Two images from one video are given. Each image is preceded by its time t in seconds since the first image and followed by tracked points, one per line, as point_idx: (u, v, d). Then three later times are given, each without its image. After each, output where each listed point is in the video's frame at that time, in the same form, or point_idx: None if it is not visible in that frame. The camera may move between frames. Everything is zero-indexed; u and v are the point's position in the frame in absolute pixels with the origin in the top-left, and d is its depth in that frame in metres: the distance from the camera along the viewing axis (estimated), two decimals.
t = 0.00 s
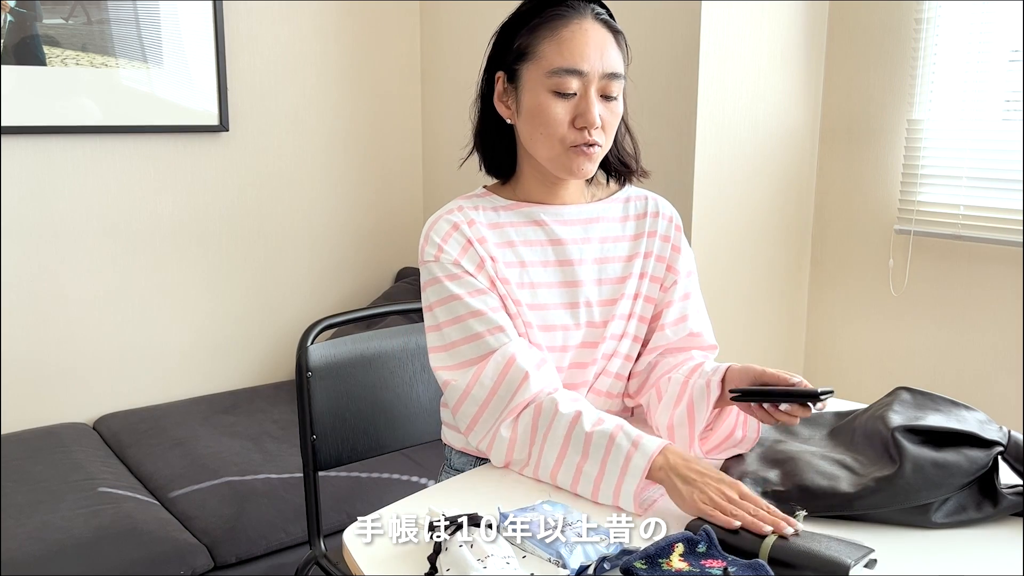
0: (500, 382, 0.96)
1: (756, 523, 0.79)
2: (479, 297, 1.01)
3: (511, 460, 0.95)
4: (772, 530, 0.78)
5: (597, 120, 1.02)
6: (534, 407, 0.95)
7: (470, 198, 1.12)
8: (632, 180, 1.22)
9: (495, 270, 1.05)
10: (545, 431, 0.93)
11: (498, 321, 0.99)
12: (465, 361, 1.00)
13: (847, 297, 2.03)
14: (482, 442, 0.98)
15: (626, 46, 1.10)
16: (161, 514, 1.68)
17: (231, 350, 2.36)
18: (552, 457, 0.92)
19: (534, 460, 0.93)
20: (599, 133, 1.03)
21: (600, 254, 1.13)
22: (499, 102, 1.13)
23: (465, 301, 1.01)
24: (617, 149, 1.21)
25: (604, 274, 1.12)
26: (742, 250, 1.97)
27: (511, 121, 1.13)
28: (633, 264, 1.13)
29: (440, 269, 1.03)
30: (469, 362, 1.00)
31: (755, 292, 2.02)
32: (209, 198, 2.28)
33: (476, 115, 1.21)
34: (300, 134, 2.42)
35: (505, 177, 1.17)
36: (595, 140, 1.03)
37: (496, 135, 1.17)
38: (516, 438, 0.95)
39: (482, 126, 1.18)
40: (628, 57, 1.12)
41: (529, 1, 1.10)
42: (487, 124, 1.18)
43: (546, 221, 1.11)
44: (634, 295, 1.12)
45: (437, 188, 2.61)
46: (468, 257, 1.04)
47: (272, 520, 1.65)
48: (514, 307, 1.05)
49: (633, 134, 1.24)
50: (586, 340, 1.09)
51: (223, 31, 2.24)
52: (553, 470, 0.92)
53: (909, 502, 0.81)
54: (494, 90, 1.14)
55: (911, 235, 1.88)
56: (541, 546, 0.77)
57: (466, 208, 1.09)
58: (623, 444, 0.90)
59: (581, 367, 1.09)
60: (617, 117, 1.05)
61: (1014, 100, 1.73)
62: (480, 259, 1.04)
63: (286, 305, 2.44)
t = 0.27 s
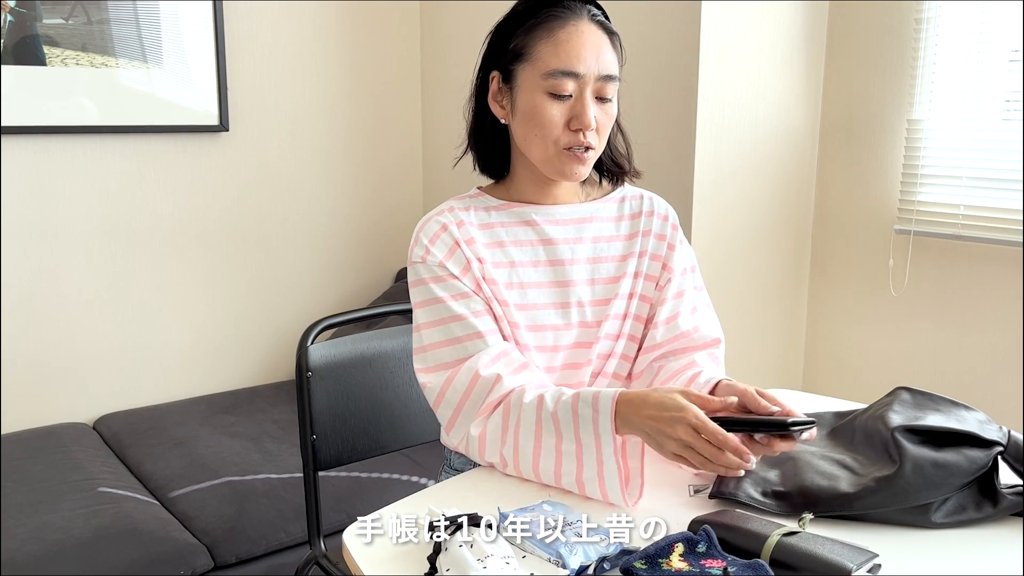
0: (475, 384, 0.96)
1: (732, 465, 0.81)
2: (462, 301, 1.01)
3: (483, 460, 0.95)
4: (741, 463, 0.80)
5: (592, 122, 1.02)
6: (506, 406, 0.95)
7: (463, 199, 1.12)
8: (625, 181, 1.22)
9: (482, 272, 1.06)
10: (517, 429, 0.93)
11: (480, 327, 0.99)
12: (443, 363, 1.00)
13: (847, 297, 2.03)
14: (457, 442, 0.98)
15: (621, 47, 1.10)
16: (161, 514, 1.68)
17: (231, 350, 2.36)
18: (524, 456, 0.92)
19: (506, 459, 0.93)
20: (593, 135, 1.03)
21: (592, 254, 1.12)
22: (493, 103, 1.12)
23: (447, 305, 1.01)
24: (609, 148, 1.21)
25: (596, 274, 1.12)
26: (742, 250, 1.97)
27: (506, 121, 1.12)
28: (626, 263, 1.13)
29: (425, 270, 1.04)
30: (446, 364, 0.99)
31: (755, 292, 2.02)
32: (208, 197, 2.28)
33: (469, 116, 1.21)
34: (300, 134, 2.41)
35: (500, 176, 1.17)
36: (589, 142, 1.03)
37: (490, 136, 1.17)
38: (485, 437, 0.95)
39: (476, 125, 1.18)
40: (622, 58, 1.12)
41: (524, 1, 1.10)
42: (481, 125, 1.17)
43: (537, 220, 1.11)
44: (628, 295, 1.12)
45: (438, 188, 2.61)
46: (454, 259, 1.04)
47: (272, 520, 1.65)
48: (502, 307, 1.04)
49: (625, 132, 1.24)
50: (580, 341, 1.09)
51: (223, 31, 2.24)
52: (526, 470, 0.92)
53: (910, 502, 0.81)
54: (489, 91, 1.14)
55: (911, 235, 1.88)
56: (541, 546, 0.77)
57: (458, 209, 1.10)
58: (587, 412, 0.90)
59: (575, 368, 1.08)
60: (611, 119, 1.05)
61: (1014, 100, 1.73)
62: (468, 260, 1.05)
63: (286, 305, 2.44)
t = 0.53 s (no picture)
0: (485, 382, 0.93)
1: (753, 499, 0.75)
2: (467, 297, 1.00)
3: (502, 465, 0.92)
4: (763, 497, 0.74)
5: (584, 124, 1.02)
6: (522, 405, 0.90)
7: (458, 202, 1.12)
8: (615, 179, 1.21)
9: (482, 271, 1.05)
10: (536, 431, 0.89)
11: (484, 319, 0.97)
12: (452, 361, 0.98)
13: (847, 297, 2.03)
14: (473, 446, 0.95)
15: (611, 47, 1.11)
16: (162, 514, 1.68)
17: (231, 350, 2.36)
18: (543, 460, 0.88)
19: (525, 467, 0.90)
20: (586, 137, 1.03)
21: (589, 253, 1.13)
22: (484, 104, 1.12)
23: (451, 302, 1.00)
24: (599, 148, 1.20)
25: (594, 273, 1.12)
26: (742, 250, 1.97)
27: (498, 123, 1.12)
28: (623, 261, 1.13)
29: (428, 272, 1.03)
30: (456, 363, 0.97)
31: (755, 292, 2.02)
32: (208, 197, 2.28)
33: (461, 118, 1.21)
34: (300, 134, 2.42)
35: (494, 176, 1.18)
36: (582, 143, 1.03)
37: (481, 138, 1.17)
38: (505, 436, 0.91)
39: (466, 127, 1.18)
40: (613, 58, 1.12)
41: (515, 2, 1.10)
42: (471, 128, 1.17)
43: (533, 221, 1.11)
44: (626, 293, 1.12)
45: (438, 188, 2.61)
46: (455, 260, 1.04)
47: (272, 520, 1.65)
48: (502, 308, 1.04)
49: (614, 131, 1.23)
50: (579, 340, 1.09)
51: (223, 31, 2.24)
52: (541, 482, 0.88)
53: (909, 503, 0.82)
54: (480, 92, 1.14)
55: (911, 235, 1.88)
56: (541, 546, 0.77)
57: (453, 213, 1.09)
58: (617, 440, 0.84)
59: (575, 367, 1.08)
60: (603, 120, 1.05)
61: (1014, 100, 1.73)
62: (467, 261, 1.04)
63: (286, 305, 2.44)
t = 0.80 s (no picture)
0: (495, 387, 0.94)
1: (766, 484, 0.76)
2: (471, 303, 1.00)
3: (504, 472, 0.92)
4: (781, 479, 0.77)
5: (582, 124, 1.02)
6: (532, 414, 0.92)
7: (456, 205, 1.11)
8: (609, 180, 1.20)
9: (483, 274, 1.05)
10: (546, 441, 0.90)
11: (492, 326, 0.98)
12: (459, 366, 0.98)
13: (847, 296, 2.03)
14: (475, 450, 0.95)
15: (605, 47, 1.11)
16: (161, 514, 1.68)
17: (231, 350, 2.36)
18: (550, 469, 0.89)
19: (528, 477, 0.90)
20: (583, 137, 1.03)
21: (589, 253, 1.13)
22: (480, 106, 1.12)
23: (455, 308, 0.99)
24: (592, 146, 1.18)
25: (594, 272, 1.12)
26: (742, 251, 1.97)
27: (493, 125, 1.12)
28: (623, 259, 1.14)
29: (432, 277, 1.02)
30: (463, 367, 0.98)
31: (755, 292, 2.02)
32: (208, 197, 2.28)
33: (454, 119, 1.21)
34: (300, 134, 2.41)
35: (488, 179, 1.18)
36: (579, 144, 1.03)
37: (477, 139, 1.17)
38: (512, 444, 0.92)
39: (461, 131, 1.18)
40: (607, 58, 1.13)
41: (509, 3, 1.10)
42: (466, 129, 1.17)
43: (532, 222, 1.11)
44: (626, 291, 1.13)
45: (437, 187, 2.61)
46: (457, 264, 1.04)
47: (272, 520, 1.65)
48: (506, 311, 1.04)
49: (606, 131, 1.21)
50: (580, 339, 1.09)
51: (223, 30, 2.24)
52: (542, 491, 0.89)
53: (909, 502, 0.81)
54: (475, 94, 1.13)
55: (911, 235, 1.88)
56: (541, 546, 0.77)
57: (452, 217, 1.09)
58: (629, 456, 0.86)
59: (576, 366, 1.09)
60: (599, 120, 1.06)
61: (1014, 100, 1.73)
62: (469, 265, 1.04)
63: (286, 305, 2.44)
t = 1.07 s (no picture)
0: (485, 387, 0.95)
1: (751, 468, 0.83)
2: (462, 301, 1.00)
3: (495, 470, 0.93)
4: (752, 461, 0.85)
5: (578, 127, 1.02)
6: (522, 413, 0.93)
7: (451, 203, 1.11)
8: (605, 179, 1.21)
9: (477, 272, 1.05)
10: (536, 440, 0.91)
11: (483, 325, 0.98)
12: (450, 364, 0.98)
13: (847, 296, 2.03)
14: (466, 448, 0.96)
15: (603, 49, 1.11)
16: (161, 514, 1.68)
17: (231, 350, 2.36)
18: (541, 469, 0.90)
19: (519, 474, 0.91)
20: (579, 140, 1.03)
21: (584, 251, 1.13)
22: (477, 106, 1.12)
23: (447, 305, 1.00)
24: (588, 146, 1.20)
25: (589, 271, 1.12)
26: (741, 251, 1.97)
27: (491, 125, 1.12)
28: (618, 259, 1.14)
29: (424, 275, 1.03)
30: (453, 366, 0.98)
31: (756, 292, 2.02)
32: (208, 197, 2.28)
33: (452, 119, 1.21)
34: (300, 134, 2.41)
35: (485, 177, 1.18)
36: (575, 146, 1.03)
37: (474, 139, 1.17)
38: (502, 444, 0.93)
39: (458, 130, 1.18)
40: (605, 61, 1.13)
41: (508, 3, 1.10)
42: (464, 129, 1.17)
43: (528, 221, 1.11)
44: (622, 290, 1.13)
45: (437, 187, 2.61)
46: (451, 262, 1.04)
47: (272, 521, 1.65)
48: (499, 309, 1.04)
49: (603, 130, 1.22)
50: (576, 337, 1.09)
51: (223, 30, 2.24)
52: (535, 489, 0.89)
53: (909, 503, 0.81)
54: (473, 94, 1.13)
55: (911, 235, 1.88)
56: (541, 546, 0.77)
57: (447, 215, 1.09)
58: (619, 454, 0.88)
59: (572, 364, 1.08)
60: (596, 122, 1.06)
61: (1014, 100, 1.73)
62: (463, 263, 1.04)
63: (286, 305, 2.44)
